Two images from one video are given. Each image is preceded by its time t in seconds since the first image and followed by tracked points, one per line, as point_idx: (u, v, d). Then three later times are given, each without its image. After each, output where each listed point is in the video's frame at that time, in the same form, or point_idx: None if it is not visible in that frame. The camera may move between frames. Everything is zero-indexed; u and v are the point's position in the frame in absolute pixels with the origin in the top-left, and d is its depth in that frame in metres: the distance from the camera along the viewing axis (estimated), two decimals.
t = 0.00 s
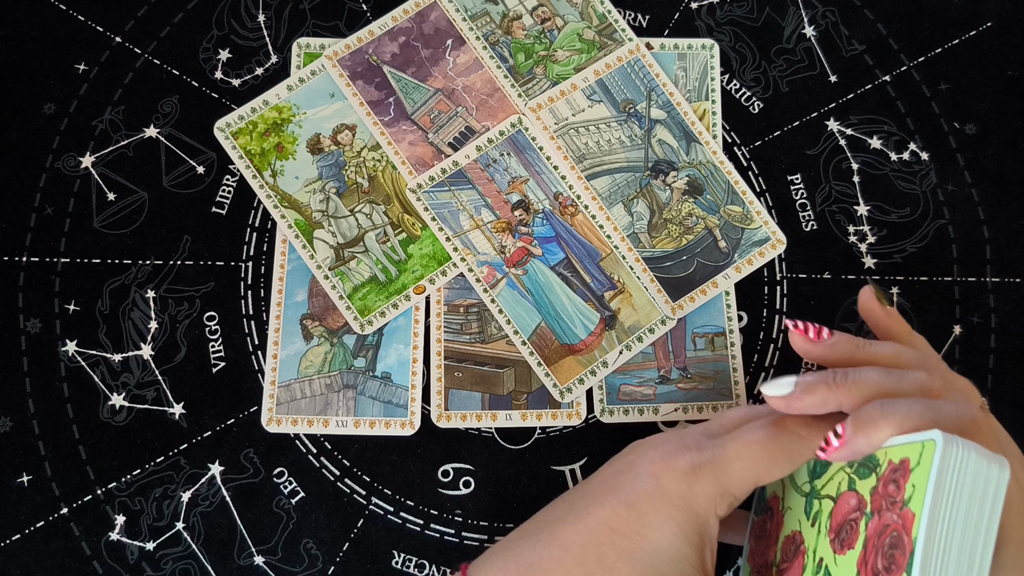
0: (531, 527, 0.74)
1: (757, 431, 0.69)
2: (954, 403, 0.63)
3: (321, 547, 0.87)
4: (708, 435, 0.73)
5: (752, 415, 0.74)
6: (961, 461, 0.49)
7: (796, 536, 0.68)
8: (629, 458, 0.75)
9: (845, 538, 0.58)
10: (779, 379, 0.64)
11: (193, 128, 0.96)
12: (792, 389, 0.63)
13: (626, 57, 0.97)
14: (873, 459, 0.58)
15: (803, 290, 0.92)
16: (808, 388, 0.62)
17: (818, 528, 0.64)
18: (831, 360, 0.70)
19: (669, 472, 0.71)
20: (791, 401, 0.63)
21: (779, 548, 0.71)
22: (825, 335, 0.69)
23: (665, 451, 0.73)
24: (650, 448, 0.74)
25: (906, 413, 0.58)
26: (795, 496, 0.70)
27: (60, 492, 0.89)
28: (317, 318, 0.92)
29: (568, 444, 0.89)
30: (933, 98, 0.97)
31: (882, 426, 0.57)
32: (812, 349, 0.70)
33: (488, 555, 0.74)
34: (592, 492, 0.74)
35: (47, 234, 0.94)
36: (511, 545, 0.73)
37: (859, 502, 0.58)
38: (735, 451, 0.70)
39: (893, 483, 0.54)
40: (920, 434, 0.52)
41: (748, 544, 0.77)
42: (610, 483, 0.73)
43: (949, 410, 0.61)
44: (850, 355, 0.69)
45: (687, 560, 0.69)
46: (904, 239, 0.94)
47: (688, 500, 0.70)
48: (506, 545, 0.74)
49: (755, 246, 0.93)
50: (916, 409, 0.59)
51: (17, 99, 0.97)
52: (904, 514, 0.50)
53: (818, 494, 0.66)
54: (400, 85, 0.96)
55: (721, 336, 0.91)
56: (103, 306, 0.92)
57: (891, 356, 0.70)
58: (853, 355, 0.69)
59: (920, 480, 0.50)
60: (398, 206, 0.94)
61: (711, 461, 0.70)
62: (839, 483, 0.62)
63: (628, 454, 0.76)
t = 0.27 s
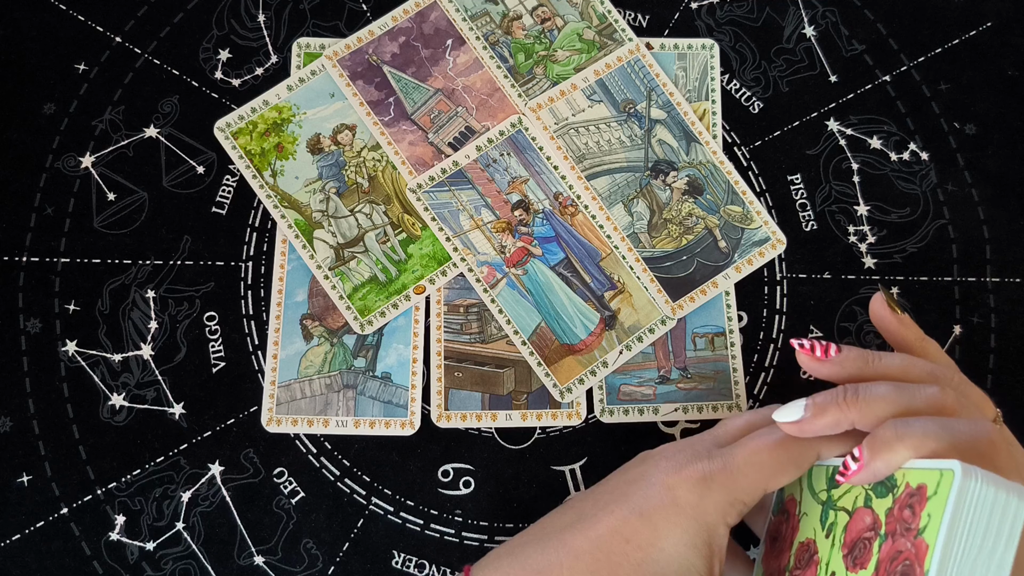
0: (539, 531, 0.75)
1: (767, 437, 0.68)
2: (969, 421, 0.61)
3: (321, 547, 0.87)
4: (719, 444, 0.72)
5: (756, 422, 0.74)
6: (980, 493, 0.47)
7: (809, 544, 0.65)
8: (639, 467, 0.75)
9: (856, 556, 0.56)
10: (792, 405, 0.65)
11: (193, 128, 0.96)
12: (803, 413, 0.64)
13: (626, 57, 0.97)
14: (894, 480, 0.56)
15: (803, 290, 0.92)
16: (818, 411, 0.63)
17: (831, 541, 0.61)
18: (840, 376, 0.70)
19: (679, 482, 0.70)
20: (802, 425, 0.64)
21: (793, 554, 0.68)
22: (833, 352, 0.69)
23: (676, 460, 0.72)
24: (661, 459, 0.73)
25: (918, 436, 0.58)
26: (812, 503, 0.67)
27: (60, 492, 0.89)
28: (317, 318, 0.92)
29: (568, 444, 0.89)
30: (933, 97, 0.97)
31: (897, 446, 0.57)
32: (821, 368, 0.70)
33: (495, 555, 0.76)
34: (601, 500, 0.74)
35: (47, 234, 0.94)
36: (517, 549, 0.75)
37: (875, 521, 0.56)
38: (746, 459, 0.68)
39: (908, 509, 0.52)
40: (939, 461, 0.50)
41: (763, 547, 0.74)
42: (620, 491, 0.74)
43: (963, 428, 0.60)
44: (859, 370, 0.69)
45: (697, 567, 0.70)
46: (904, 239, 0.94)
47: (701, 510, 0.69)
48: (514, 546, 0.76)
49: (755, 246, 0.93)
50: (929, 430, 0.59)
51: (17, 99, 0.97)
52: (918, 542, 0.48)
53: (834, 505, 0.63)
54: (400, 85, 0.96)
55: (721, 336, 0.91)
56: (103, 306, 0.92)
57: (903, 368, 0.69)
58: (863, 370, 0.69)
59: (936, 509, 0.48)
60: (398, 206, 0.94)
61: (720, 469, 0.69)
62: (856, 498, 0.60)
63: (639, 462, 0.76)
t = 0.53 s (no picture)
0: (539, 530, 0.75)
1: (767, 436, 0.69)
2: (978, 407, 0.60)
3: (321, 547, 0.87)
4: (718, 443, 0.72)
5: (756, 422, 0.73)
6: (995, 468, 0.48)
7: (816, 537, 0.65)
8: (639, 467, 0.75)
9: (870, 543, 0.56)
10: (802, 396, 0.65)
11: (193, 128, 0.96)
12: (815, 403, 0.64)
13: (625, 57, 0.97)
14: (901, 463, 0.57)
15: (803, 290, 0.92)
16: (830, 400, 0.63)
17: (840, 531, 0.61)
18: (846, 371, 0.70)
19: (681, 482, 0.70)
20: (815, 415, 0.64)
21: (797, 550, 0.67)
22: (836, 347, 0.70)
23: (677, 460, 0.72)
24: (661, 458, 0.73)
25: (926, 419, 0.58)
26: (815, 497, 0.67)
27: (60, 492, 0.89)
28: (317, 318, 0.92)
29: (568, 444, 0.89)
30: (933, 97, 0.97)
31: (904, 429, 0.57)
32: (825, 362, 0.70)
33: (495, 554, 0.75)
34: (602, 499, 0.74)
35: (47, 234, 0.94)
36: (516, 549, 0.74)
37: (884, 506, 0.56)
38: (746, 460, 0.69)
39: (922, 490, 0.52)
40: (950, 440, 0.51)
41: (764, 546, 0.74)
42: (621, 490, 0.74)
43: (972, 413, 0.59)
44: (864, 363, 0.69)
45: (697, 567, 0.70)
46: (905, 238, 0.94)
47: (701, 510, 0.69)
48: (514, 545, 0.75)
49: (755, 246, 0.93)
50: (935, 415, 0.58)
51: (17, 99, 0.97)
52: (936, 521, 0.49)
53: (840, 496, 0.63)
54: (400, 85, 0.96)
55: (721, 336, 0.91)
56: (103, 306, 0.92)
57: (909, 360, 0.69)
58: (865, 362, 0.69)
59: (952, 487, 0.49)
60: (398, 206, 0.94)
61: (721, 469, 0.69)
62: (863, 484, 0.60)
63: (639, 462, 0.76)
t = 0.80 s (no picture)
0: (532, 531, 0.76)
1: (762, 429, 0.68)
2: (982, 395, 0.61)
3: (321, 547, 0.87)
4: (710, 438, 0.71)
5: (752, 419, 0.71)
6: (1004, 451, 0.48)
7: (816, 532, 0.65)
8: (632, 463, 0.75)
9: (876, 533, 0.56)
10: (807, 391, 0.65)
11: (193, 128, 0.96)
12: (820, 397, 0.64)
13: (626, 57, 0.97)
14: (904, 450, 0.57)
15: (803, 290, 0.92)
16: (836, 393, 0.63)
17: (843, 523, 0.61)
18: (851, 363, 0.69)
19: (674, 478, 0.70)
20: (821, 409, 0.64)
21: (797, 545, 0.67)
22: (842, 339, 0.69)
23: (670, 455, 0.72)
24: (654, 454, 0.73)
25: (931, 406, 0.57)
26: (812, 492, 0.67)
27: (60, 492, 0.89)
28: (317, 318, 0.92)
29: (568, 444, 0.89)
30: (933, 97, 0.97)
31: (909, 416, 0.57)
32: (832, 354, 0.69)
33: (491, 555, 0.76)
34: (596, 497, 0.74)
35: (47, 234, 0.94)
36: (512, 549, 0.75)
37: (889, 495, 0.56)
38: (738, 454, 0.68)
39: (929, 476, 0.52)
40: (956, 424, 0.51)
41: (761, 542, 0.74)
42: (614, 486, 0.74)
43: (976, 402, 0.59)
44: (869, 356, 0.69)
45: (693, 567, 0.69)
46: (905, 238, 0.94)
47: (695, 506, 0.69)
48: (509, 546, 0.76)
49: (755, 246, 0.93)
50: (939, 402, 0.58)
51: (17, 99, 0.97)
52: (945, 505, 0.48)
53: (839, 489, 0.63)
54: (400, 85, 0.96)
55: (721, 336, 0.91)
56: (103, 306, 0.92)
57: (912, 353, 0.69)
58: (872, 355, 0.69)
59: (961, 470, 0.49)
60: (398, 206, 0.94)
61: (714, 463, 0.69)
62: (864, 476, 0.60)
63: (633, 458, 0.76)
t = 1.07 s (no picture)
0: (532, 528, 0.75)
1: (760, 431, 0.68)
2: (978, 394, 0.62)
3: (321, 547, 0.87)
4: (709, 435, 0.71)
5: (752, 421, 0.71)
6: (998, 447, 0.48)
7: (815, 533, 0.65)
8: (629, 460, 0.74)
9: (872, 532, 0.56)
10: (807, 392, 0.66)
11: (193, 128, 0.96)
12: (820, 398, 0.65)
13: (626, 57, 0.97)
14: (900, 450, 0.57)
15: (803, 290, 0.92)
16: (835, 393, 0.64)
17: (840, 524, 0.61)
18: (851, 364, 0.70)
19: (670, 474, 0.70)
20: (820, 410, 0.65)
21: (796, 547, 0.67)
22: (841, 340, 0.69)
23: (668, 451, 0.71)
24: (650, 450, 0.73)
25: (927, 403, 0.60)
26: (811, 493, 0.67)
27: (60, 492, 0.89)
28: (317, 318, 0.92)
29: (568, 444, 0.89)
30: (933, 97, 0.97)
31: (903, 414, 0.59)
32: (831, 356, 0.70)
33: (489, 554, 0.75)
34: (592, 493, 0.74)
35: (47, 234, 0.94)
36: (511, 548, 0.74)
37: (886, 494, 0.56)
38: (736, 451, 0.68)
39: (924, 473, 0.52)
40: (951, 421, 0.51)
41: (761, 544, 0.74)
42: (611, 483, 0.73)
43: (971, 401, 0.61)
44: (870, 357, 0.69)
45: (689, 564, 0.69)
46: (905, 239, 0.94)
47: (689, 502, 0.69)
48: (509, 543, 0.75)
49: (755, 246, 0.93)
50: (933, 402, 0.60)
51: (17, 99, 0.97)
52: (940, 502, 0.49)
53: (838, 490, 0.63)
54: (400, 85, 0.96)
55: (721, 336, 0.91)
56: (103, 306, 0.92)
57: (912, 353, 0.70)
58: (872, 355, 0.69)
59: (956, 466, 0.49)
60: (398, 206, 0.94)
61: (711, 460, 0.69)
62: (863, 477, 0.60)
63: (630, 454, 0.75)
